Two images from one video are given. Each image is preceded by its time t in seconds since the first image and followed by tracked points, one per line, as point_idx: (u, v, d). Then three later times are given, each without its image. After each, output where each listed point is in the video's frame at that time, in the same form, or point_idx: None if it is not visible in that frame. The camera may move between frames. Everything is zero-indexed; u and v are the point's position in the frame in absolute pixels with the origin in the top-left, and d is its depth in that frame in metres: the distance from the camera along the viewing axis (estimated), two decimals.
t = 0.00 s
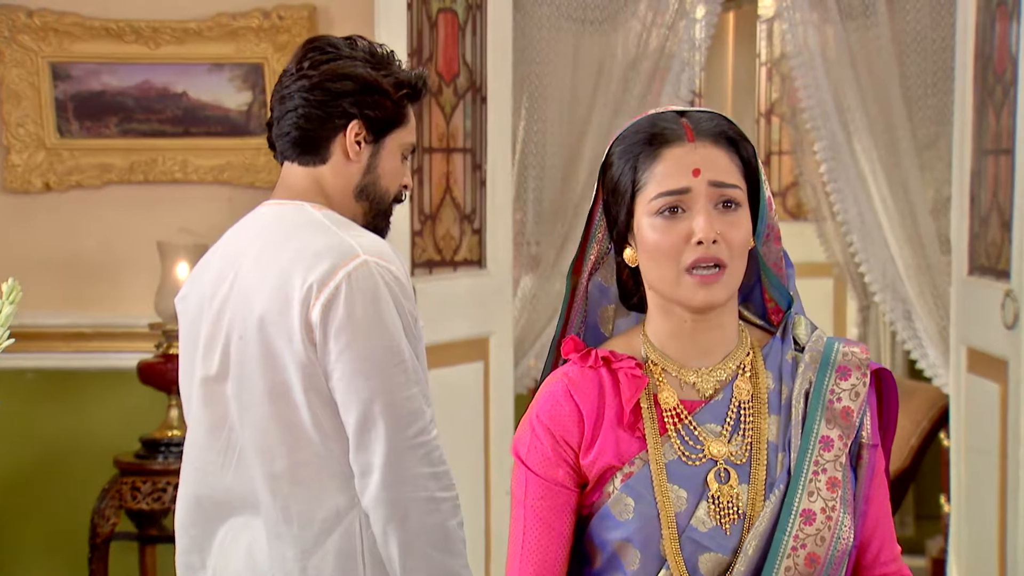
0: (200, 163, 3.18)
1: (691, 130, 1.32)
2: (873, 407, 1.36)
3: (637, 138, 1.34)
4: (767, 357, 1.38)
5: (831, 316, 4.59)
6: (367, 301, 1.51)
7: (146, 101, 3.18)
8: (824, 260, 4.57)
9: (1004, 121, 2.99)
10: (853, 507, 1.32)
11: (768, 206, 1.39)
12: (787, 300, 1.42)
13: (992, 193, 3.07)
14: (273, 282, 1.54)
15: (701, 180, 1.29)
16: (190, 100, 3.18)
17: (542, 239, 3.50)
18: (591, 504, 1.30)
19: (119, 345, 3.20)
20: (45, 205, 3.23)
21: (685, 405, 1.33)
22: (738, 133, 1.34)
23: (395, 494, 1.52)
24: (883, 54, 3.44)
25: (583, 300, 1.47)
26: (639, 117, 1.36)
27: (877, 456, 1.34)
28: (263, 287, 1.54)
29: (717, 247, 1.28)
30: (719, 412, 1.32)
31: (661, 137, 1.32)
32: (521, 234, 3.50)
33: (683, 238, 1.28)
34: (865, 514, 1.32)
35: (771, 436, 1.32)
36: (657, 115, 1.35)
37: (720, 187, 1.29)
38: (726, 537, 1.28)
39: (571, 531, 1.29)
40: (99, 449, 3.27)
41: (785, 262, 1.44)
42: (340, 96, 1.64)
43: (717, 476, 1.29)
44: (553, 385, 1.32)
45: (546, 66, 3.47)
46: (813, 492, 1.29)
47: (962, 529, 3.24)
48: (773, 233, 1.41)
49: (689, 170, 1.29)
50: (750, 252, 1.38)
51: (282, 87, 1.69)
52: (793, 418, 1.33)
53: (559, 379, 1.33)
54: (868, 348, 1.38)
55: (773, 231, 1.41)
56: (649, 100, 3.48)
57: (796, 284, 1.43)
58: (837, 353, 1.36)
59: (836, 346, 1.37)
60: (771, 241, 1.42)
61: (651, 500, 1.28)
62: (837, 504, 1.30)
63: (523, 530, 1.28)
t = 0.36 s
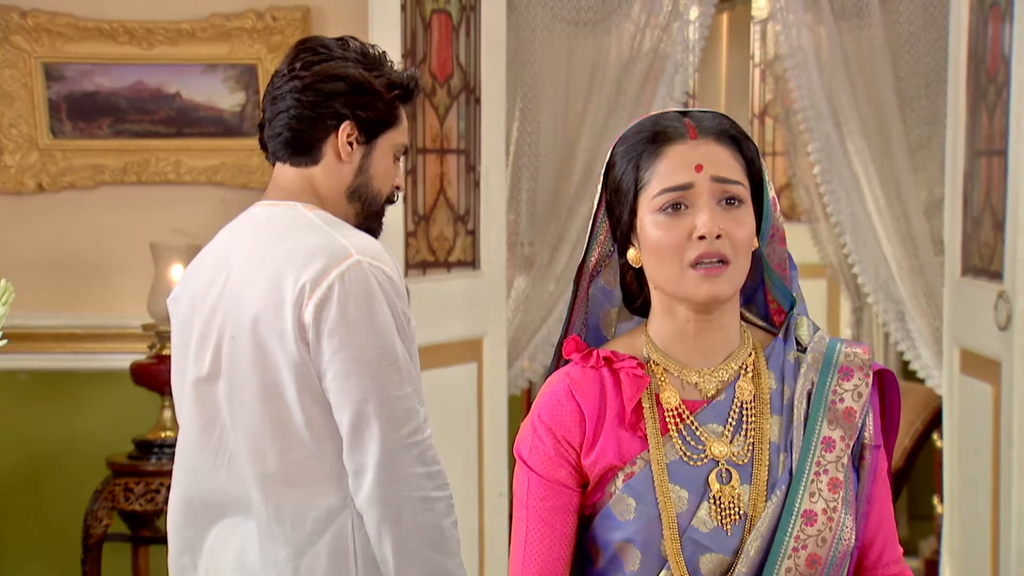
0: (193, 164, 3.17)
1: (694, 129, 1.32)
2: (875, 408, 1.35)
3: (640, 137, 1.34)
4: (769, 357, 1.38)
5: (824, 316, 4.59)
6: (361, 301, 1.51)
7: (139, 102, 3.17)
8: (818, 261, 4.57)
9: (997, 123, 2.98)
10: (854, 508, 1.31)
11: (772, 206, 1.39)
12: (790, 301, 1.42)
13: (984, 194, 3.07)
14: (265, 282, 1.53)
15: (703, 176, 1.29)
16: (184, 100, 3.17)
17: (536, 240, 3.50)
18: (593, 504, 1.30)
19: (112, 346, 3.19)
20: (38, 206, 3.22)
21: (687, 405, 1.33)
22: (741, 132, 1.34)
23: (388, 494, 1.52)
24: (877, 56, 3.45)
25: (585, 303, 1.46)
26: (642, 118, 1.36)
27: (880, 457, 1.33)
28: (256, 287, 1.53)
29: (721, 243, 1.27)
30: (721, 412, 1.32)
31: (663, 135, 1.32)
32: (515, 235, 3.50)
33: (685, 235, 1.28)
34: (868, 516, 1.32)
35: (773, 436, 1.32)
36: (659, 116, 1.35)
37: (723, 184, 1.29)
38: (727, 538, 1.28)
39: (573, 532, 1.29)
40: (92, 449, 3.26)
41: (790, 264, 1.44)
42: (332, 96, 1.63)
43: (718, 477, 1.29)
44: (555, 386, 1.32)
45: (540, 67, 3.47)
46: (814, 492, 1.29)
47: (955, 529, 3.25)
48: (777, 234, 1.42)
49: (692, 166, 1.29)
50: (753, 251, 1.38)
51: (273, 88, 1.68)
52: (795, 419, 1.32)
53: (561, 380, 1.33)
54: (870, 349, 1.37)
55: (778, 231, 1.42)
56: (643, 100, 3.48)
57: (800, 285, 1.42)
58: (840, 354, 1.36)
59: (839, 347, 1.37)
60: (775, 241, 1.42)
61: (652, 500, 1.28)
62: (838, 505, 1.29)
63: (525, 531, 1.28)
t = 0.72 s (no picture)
0: (189, 165, 3.17)
1: (698, 129, 1.32)
2: (880, 406, 1.34)
3: (644, 137, 1.33)
4: (773, 356, 1.36)
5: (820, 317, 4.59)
6: (357, 302, 1.51)
7: (136, 102, 3.16)
8: (814, 261, 4.57)
9: (992, 123, 2.99)
10: (859, 506, 1.30)
11: (777, 206, 1.38)
12: (793, 301, 1.41)
13: (980, 195, 3.07)
14: (261, 283, 1.53)
15: (707, 177, 1.28)
16: (180, 101, 3.17)
17: (532, 241, 3.50)
18: (597, 502, 1.29)
19: (108, 347, 3.19)
20: (34, 207, 3.21)
21: (691, 403, 1.32)
22: (745, 132, 1.34)
23: (384, 495, 1.52)
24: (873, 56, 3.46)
25: (588, 304, 1.45)
26: (646, 118, 1.35)
27: (885, 456, 1.32)
28: (251, 288, 1.53)
29: (725, 243, 1.26)
30: (725, 410, 1.31)
31: (667, 136, 1.31)
32: (511, 236, 3.50)
33: (689, 235, 1.27)
34: (872, 515, 1.30)
35: (777, 434, 1.31)
36: (663, 116, 1.34)
37: (727, 186, 1.28)
38: (732, 536, 1.27)
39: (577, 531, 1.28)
40: (89, 450, 3.25)
41: (793, 264, 1.42)
42: (327, 97, 1.63)
43: (723, 475, 1.28)
44: (559, 384, 1.31)
45: (536, 67, 3.47)
46: (818, 490, 1.28)
47: (951, 528, 3.25)
48: (781, 234, 1.40)
49: (695, 167, 1.29)
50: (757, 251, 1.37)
51: (269, 89, 1.68)
52: (800, 417, 1.31)
53: (564, 378, 1.32)
54: (873, 348, 1.37)
55: (782, 232, 1.40)
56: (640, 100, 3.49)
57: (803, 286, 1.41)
58: (843, 353, 1.35)
59: (842, 345, 1.36)
60: (778, 241, 1.41)
61: (656, 498, 1.27)
62: (842, 502, 1.28)
63: (529, 530, 1.27)
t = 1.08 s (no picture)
0: (185, 164, 3.16)
1: (700, 130, 1.31)
2: (884, 405, 1.34)
3: (646, 137, 1.32)
4: (775, 356, 1.36)
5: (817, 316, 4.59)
6: (353, 302, 1.50)
7: (131, 102, 3.16)
8: (811, 260, 4.57)
9: (988, 122, 2.99)
10: (863, 506, 1.29)
11: (782, 206, 1.38)
12: (796, 300, 1.41)
13: (976, 194, 3.07)
14: (258, 282, 1.53)
15: (709, 178, 1.28)
16: (176, 100, 3.16)
17: (529, 241, 3.50)
18: (600, 501, 1.29)
19: (104, 347, 3.18)
20: (30, 206, 3.20)
21: (694, 402, 1.32)
22: (748, 133, 1.33)
23: (380, 495, 1.51)
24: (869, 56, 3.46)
25: (592, 303, 1.45)
26: (648, 118, 1.35)
27: (889, 455, 1.31)
28: (248, 287, 1.53)
29: (726, 244, 1.26)
30: (728, 409, 1.31)
31: (669, 136, 1.31)
32: (507, 235, 3.50)
33: (690, 236, 1.27)
34: (877, 514, 1.30)
35: (780, 433, 1.31)
36: (665, 116, 1.34)
37: (728, 187, 1.28)
38: (734, 535, 1.26)
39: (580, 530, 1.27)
40: (85, 450, 3.25)
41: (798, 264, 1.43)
42: (324, 96, 1.63)
43: (725, 474, 1.28)
44: (561, 383, 1.31)
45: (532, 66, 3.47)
46: (821, 490, 1.27)
47: (947, 527, 3.25)
48: (786, 235, 1.41)
49: (697, 168, 1.28)
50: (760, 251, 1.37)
51: (265, 88, 1.67)
52: (803, 416, 1.31)
53: (567, 377, 1.31)
54: (877, 347, 1.36)
55: (787, 232, 1.41)
56: (636, 99, 3.48)
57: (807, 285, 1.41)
58: (846, 352, 1.35)
59: (846, 344, 1.36)
60: (783, 242, 1.41)
61: (658, 497, 1.27)
62: (844, 502, 1.28)
63: (532, 530, 1.26)
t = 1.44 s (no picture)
0: (178, 165, 3.16)
1: (702, 133, 1.31)
2: (884, 408, 1.34)
3: (648, 140, 1.32)
4: (775, 357, 1.36)
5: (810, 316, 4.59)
6: (347, 303, 1.50)
7: (124, 102, 3.15)
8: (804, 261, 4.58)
9: (980, 123, 2.99)
10: (862, 508, 1.29)
11: (783, 207, 1.38)
12: (796, 301, 1.41)
13: (968, 195, 3.08)
14: (252, 283, 1.52)
15: (710, 184, 1.28)
16: (168, 101, 3.15)
17: (522, 242, 3.50)
18: (600, 502, 1.29)
19: (96, 348, 3.17)
20: (22, 207, 3.19)
21: (694, 404, 1.31)
22: (750, 136, 1.33)
23: (373, 497, 1.51)
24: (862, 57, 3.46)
25: (593, 303, 1.45)
26: (649, 119, 1.34)
27: (888, 457, 1.31)
28: (242, 288, 1.52)
29: (726, 250, 1.26)
30: (728, 411, 1.31)
31: (670, 140, 1.31)
32: (500, 236, 3.50)
33: (690, 241, 1.27)
34: (877, 516, 1.30)
35: (780, 435, 1.30)
36: (666, 118, 1.33)
37: (729, 192, 1.28)
38: (733, 537, 1.26)
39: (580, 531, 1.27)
40: (77, 451, 3.24)
41: (798, 265, 1.43)
42: (318, 97, 1.62)
43: (724, 476, 1.27)
44: (561, 384, 1.30)
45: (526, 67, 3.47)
46: (820, 492, 1.27)
47: (939, 527, 3.25)
48: (786, 236, 1.41)
49: (698, 173, 1.28)
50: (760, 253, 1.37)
51: (259, 88, 1.67)
52: (802, 418, 1.31)
53: (567, 378, 1.31)
54: (878, 349, 1.36)
55: (787, 233, 1.41)
56: (629, 100, 3.47)
57: (807, 286, 1.41)
58: (847, 353, 1.35)
59: (845, 346, 1.36)
60: (783, 243, 1.41)
61: (657, 500, 1.27)
62: (844, 504, 1.27)
63: (532, 531, 1.26)
